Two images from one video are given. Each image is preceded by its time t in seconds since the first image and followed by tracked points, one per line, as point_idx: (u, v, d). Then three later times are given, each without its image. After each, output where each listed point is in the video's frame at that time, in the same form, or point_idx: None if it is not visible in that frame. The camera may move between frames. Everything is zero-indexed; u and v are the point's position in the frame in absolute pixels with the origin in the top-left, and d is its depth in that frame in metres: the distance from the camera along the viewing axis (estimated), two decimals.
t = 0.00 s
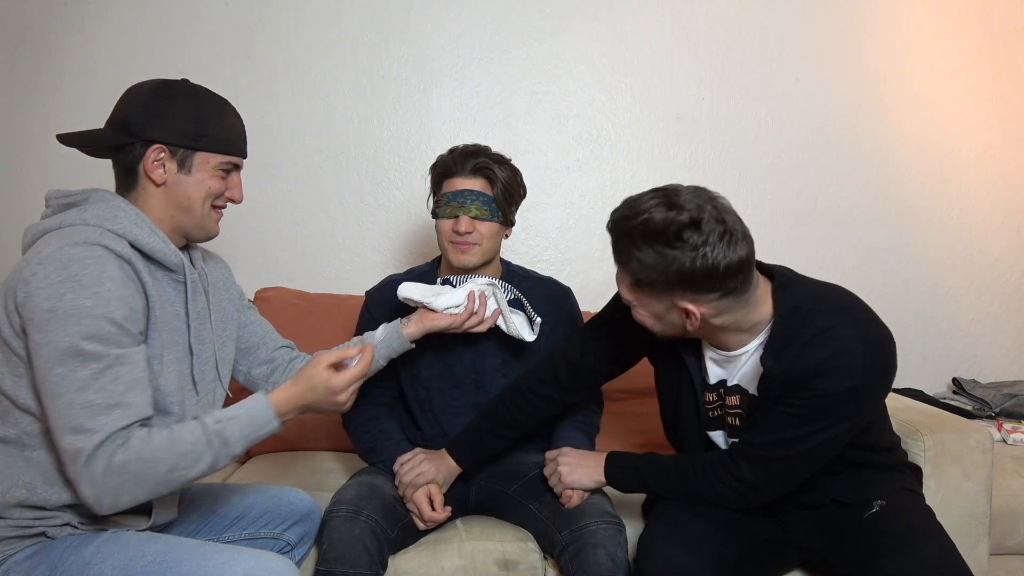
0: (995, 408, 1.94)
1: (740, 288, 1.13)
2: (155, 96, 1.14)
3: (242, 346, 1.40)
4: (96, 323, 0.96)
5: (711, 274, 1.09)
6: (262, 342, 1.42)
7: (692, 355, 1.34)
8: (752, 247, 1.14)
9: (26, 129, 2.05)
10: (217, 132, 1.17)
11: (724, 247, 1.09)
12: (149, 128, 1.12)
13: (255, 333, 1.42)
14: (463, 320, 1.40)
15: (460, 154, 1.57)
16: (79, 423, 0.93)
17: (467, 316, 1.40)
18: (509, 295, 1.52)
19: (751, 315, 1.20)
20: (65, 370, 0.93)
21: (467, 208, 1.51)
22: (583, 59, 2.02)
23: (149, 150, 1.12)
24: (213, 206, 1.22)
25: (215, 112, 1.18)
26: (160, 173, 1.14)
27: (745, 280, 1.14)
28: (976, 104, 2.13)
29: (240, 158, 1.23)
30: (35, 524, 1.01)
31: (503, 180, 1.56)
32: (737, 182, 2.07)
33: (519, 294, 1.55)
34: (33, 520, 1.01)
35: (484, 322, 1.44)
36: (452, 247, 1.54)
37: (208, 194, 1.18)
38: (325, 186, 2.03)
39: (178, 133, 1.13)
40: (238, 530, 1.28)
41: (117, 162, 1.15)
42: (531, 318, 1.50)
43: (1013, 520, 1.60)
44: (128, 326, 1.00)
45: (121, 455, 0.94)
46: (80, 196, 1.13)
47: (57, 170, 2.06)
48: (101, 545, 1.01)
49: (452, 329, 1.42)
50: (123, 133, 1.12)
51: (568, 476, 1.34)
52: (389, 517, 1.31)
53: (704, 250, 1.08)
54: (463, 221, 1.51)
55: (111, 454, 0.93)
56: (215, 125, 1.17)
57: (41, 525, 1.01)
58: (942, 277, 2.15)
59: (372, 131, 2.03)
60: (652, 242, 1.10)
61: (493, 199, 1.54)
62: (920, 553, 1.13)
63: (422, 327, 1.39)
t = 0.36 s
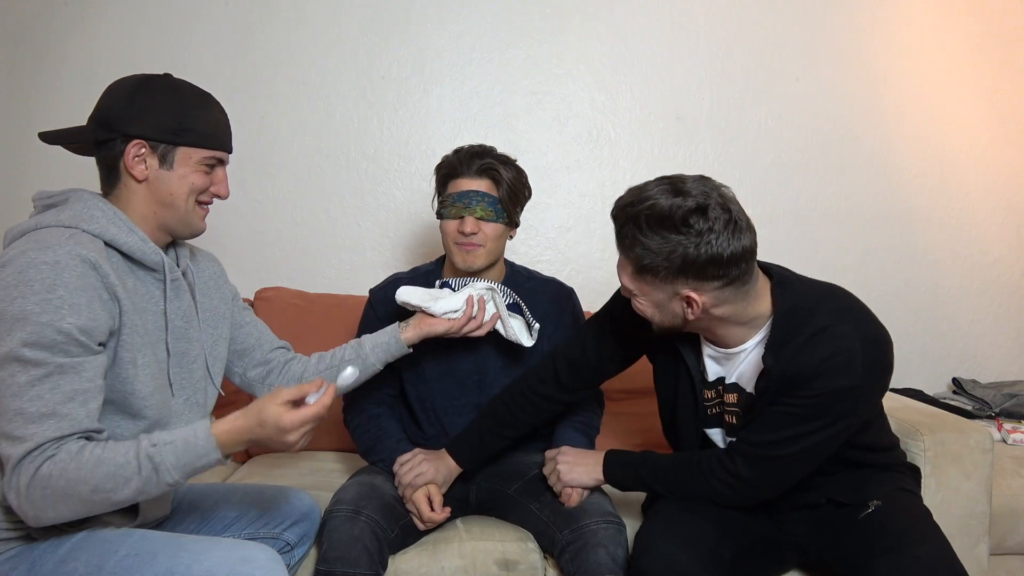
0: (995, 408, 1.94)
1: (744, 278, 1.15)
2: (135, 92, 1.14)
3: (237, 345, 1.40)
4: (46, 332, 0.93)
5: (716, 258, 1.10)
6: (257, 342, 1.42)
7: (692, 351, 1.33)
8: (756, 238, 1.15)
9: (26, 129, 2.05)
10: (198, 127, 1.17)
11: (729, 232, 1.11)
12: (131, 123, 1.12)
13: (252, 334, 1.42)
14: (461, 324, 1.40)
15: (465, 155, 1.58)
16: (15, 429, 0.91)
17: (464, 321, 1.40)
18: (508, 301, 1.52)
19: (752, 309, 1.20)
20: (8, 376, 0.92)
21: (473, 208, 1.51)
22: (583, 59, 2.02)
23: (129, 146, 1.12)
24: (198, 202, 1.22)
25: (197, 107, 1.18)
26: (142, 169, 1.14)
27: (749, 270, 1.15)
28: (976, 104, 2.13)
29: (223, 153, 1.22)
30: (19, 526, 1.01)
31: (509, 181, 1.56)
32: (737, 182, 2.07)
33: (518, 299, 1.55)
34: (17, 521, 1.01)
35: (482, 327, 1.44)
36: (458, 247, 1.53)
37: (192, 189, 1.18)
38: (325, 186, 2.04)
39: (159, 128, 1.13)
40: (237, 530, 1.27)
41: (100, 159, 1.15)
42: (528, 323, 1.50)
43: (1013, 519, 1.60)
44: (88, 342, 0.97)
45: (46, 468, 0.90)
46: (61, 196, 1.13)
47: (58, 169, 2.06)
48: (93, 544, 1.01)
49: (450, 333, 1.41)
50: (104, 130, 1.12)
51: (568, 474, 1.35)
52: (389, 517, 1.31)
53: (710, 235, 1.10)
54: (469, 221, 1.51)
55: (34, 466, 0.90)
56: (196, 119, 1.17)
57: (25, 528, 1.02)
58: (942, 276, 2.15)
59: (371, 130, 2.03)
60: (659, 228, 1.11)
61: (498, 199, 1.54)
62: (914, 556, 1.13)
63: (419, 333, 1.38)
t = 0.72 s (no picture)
0: (995, 408, 1.94)
1: (745, 267, 1.15)
2: (125, 87, 1.14)
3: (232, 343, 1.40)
4: (119, 294, 1.01)
5: (718, 247, 1.11)
6: (253, 339, 1.41)
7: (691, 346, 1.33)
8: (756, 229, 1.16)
9: (26, 129, 2.05)
10: (187, 120, 1.17)
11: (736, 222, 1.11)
12: (120, 119, 1.12)
13: (250, 330, 1.42)
14: (461, 325, 1.39)
15: (464, 158, 1.57)
16: (149, 368, 0.99)
17: (464, 321, 1.39)
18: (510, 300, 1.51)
19: (755, 299, 1.21)
20: (116, 332, 0.99)
21: (474, 212, 1.51)
22: (582, 59, 2.02)
23: (118, 141, 1.13)
24: (189, 197, 1.21)
25: (187, 101, 1.18)
26: (131, 164, 1.14)
27: (750, 260, 1.16)
28: (975, 104, 2.13)
29: (214, 148, 1.22)
30: (16, 527, 1.01)
31: (509, 184, 1.56)
32: (737, 182, 2.07)
33: (519, 299, 1.54)
34: (15, 522, 1.01)
35: (483, 327, 1.44)
36: (459, 253, 1.53)
37: (182, 184, 1.18)
38: (324, 185, 2.03)
39: (148, 123, 1.13)
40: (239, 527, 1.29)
41: (91, 155, 1.15)
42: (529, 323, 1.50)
43: (1013, 519, 1.60)
44: (139, 291, 1.05)
45: (223, 382, 1.03)
46: (57, 190, 1.13)
47: (58, 170, 2.06)
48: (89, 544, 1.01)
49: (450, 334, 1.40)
50: (93, 126, 1.13)
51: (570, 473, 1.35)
52: (389, 517, 1.31)
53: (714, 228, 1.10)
54: (471, 227, 1.50)
55: (217, 383, 1.03)
56: (186, 113, 1.17)
57: (24, 528, 1.01)
58: (942, 276, 2.15)
59: (371, 130, 2.03)
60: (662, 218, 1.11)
61: (499, 203, 1.54)
62: (914, 554, 1.13)
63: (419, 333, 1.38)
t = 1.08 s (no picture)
0: (995, 408, 1.94)
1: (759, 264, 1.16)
2: (126, 92, 1.15)
3: (233, 345, 1.40)
4: (125, 285, 1.02)
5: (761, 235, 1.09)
6: (254, 342, 1.41)
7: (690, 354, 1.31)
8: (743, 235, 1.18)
9: (26, 129, 2.05)
10: (188, 124, 1.17)
11: (762, 224, 1.09)
12: (120, 122, 1.13)
13: (252, 333, 1.42)
14: (461, 331, 1.39)
15: (461, 166, 1.55)
16: (163, 354, 1.01)
17: (465, 327, 1.40)
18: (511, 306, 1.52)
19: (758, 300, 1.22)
20: (125, 322, 1.00)
21: (472, 225, 1.50)
22: (582, 59, 2.02)
23: (118, 144, 1.13)
24: (190, 201, 1.21)
25: (187, 104, 1.18)
26: (132, 168, 1.15)
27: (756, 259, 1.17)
28: (975, 105, 2.13)
29: (214, 151, 1.22)
30: (17, 525, 1.01)
31: (506, 192, 1.54)
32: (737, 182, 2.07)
33: (520, 304, 1.55)
34: (16, 520, 1.01)
35: (484, 333, 1.44)
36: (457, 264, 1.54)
37: (182, 187, 1.18)
38: (325, 185, 2.04)
39: (148, 126, 1.13)
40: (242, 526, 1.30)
41: (93, 158, 1.16)
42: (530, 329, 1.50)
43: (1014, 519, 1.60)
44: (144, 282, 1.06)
45: (236, 366, 1.07)
46: (61, 190, 1.13)
47: (59, 170, 2.06)
48: (89, 542, 1.01)
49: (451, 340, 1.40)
50: (95, 129, 1.13)
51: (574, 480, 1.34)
52: (389, 517, 1.31)
53: (756, 235, 1.07)
54: (469, 239, 1.50)
55: (231, 368, 1.06)
56: (186, 116, 1.17)
57: (25, 525, 1.01)
58: (942, 276, 2.15)
59: (371, 130, 2.03)
60: (719, 226, 1.02)
61: (497, 214, 1.53)
62: (920, 558, 1.12)
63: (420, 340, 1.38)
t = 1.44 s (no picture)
0: (995, 409, 1.94)
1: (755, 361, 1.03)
2: (123, 89, 1.15)
3: (228, 345, 1.39)
4: (116, 279, 1.02)
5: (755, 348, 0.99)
6: (250, 342, 1.41)
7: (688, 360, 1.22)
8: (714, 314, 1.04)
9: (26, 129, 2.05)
10: (186, 122, 1.17)
11: (751, 358, 0.95)
12: (116, 120, 1.13)
13: (248, 334, 1.41)
14: (462, 328, 1.40)
15: (457, 164, 1.56)
16: (153, 348, 1.00)
17: (466, 325, 1.40)
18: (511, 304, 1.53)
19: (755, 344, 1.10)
20: (114, 315, 1.00)
21: (468, 220, 1.50)
22: (582, 59, 2.02)
23: (114, 142, 1.13)
24: (185, 200, 1.21)
25: (184, 103, 1.18)
26: (127, 166, 1.15)
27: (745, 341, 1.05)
28: (976, 105, 2.13)
29: (210, 150, 1.22)
30: (12, 524, 1.00)
31: (501, 190, 1.55)
32: (738, 181, 2.07)
33: (519, 301, 1.55)
34: (11, 519, 1.01)
35: (485, 331, 1.44)
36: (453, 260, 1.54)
37: (178, 187, 1.18)
38: (324, 186, 2.04)
39: (144, 124, 1.13)
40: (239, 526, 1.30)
41: (89, 156, 1.16)
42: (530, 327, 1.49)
43: (1014, 519, 1.59)
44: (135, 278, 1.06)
45: (228, 361, 1.06)
46: (52, 189, 1.13)
47: (59, 169, 2.07)
48: (81, 539, 1.01)
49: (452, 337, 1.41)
50: (92, 126, 1.14)
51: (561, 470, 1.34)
52: (379, 515, 1.31)
53: (754, 382, 0.94)
54: (464, 235, 1.50)
55: (222, 361, 1.05)
56: (183, 115, 1.17)
57: (20, 524, 1.01)
58: (942, 276, 2.15)
59: (371, 130, 2.03)
60: (721, 422, 0.90)
61: (492, 211, 1.53)
62: (920, 558, 1.12)
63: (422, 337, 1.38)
